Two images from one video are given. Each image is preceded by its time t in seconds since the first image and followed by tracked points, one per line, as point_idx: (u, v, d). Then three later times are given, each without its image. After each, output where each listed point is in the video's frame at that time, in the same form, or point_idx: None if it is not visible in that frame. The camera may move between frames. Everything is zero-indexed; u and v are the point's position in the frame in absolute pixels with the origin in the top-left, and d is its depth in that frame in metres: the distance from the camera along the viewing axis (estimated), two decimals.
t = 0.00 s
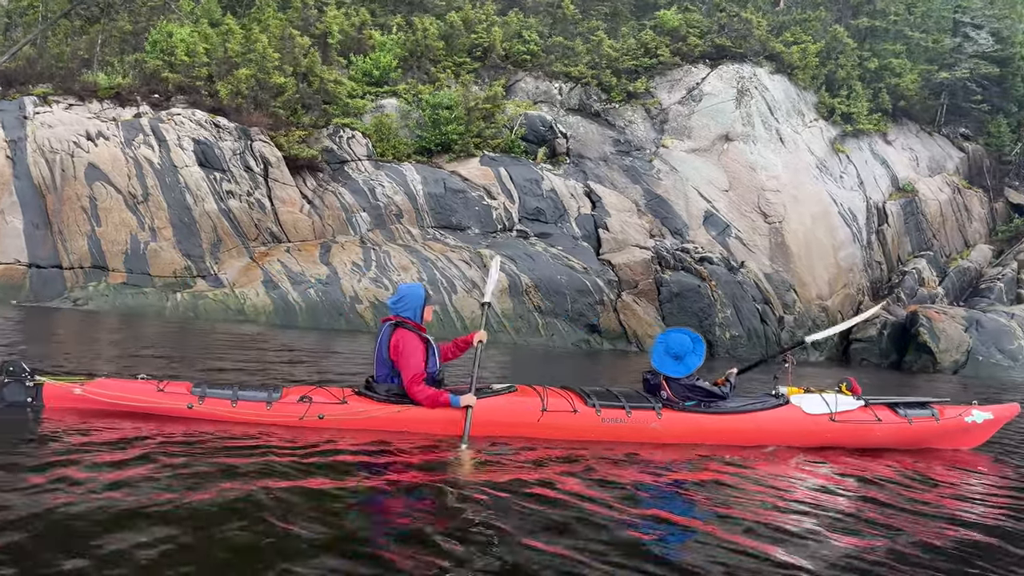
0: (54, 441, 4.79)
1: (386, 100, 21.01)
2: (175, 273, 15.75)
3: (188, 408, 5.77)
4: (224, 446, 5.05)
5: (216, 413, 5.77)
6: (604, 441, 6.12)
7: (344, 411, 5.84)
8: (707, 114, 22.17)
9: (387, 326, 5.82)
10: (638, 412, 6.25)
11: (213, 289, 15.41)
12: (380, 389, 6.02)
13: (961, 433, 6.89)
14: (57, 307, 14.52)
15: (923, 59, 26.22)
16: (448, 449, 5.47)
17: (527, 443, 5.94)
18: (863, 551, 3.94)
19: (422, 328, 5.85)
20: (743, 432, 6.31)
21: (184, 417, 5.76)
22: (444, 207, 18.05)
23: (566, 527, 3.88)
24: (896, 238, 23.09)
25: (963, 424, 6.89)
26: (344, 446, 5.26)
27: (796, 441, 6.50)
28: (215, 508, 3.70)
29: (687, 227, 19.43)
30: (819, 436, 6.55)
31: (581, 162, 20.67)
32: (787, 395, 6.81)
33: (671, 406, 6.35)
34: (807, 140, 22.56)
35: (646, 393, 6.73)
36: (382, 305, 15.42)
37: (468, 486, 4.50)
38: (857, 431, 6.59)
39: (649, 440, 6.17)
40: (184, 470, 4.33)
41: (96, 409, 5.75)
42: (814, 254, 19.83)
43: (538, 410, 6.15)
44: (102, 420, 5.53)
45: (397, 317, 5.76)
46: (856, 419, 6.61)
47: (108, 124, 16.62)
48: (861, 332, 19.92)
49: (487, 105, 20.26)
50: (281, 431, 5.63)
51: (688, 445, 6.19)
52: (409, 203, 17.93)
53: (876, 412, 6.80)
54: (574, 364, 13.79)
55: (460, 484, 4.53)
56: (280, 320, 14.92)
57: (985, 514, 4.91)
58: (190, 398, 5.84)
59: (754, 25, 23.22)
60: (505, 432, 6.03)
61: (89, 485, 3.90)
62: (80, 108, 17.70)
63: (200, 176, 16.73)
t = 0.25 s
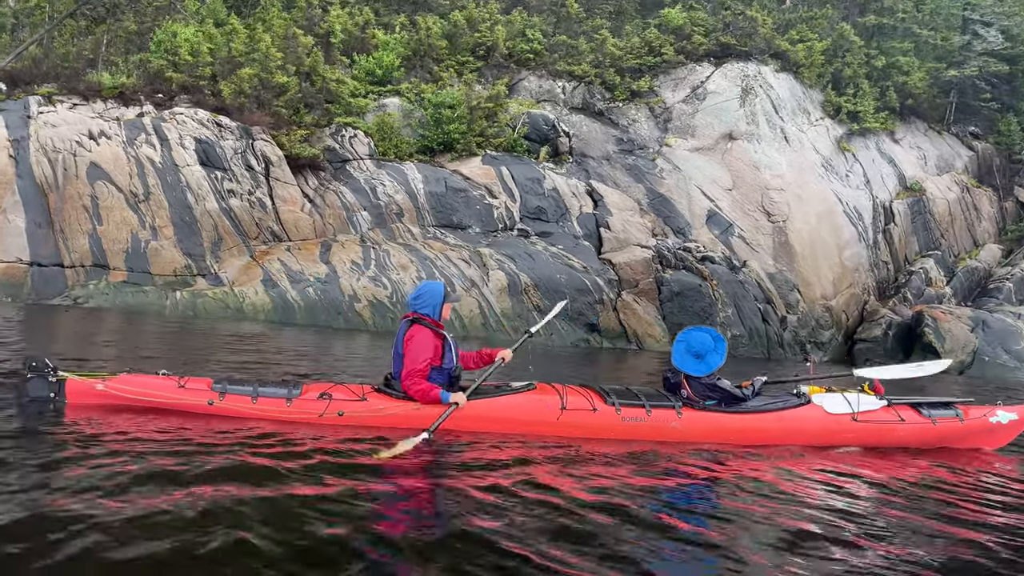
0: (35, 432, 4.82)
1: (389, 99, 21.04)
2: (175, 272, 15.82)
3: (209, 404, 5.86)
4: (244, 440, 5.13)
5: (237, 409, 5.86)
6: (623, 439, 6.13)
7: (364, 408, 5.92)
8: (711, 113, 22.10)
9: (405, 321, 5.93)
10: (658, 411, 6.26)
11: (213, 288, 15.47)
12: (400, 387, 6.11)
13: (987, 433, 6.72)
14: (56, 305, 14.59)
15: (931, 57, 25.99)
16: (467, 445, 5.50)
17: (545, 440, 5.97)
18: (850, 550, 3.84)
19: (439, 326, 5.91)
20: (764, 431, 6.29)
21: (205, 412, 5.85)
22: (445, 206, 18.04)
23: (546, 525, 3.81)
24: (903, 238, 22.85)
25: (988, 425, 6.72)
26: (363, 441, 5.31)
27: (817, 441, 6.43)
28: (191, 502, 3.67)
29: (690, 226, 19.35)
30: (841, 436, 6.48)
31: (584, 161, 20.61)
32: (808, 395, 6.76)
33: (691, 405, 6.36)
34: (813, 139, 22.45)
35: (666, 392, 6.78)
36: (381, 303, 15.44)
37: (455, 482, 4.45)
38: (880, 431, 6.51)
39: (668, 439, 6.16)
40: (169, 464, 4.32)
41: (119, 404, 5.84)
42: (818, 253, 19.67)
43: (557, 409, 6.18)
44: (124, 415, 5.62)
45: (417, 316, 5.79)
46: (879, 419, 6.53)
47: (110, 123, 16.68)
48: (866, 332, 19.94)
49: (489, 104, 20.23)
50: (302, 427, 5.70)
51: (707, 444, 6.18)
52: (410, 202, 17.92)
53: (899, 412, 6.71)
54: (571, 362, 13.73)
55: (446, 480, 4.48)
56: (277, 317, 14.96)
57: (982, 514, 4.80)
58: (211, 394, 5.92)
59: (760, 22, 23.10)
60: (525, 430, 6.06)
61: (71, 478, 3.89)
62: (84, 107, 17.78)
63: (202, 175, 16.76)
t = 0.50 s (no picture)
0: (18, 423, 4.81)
1: (393, 97, 21.03)
2: (178, 269, 15.90)
3: (229, 398, 5.87)
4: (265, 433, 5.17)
5: (257, 403, 5.88)
6: (642, 436, 6.11)
7: (383, 402, 5.96)
8: (717, 110, 22.01)
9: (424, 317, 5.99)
10: (677, 407, 6.23)
11: (214, 286, 15.51)
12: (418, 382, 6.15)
13: (1011, 433, 6.67)
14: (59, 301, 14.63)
15: (942, 54, 25.73)
16: (487, 442, 5.50)
17: (564, 436, 5.95)
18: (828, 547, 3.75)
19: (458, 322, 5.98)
20: (784, 428, 6.24)
21: (224, 406, 5.86)
22: (447, 204, 18.02)
23: (520, 518, 3.76)
24: (912, 236, 22.58)
25: (1012, 425, 6.69)
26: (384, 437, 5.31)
27: (840, 438, 6.35)
28: (162, 492, 3.64)
29: (694, 224, 19.26)
30: (863, 433, 6.40)
31: (589, 159, 20.53)
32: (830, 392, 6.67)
33: (711, 402, 6.33)
34: (820, 137, 22.31)
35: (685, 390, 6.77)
36: (382, 301, 15.45)
37: (439, 476, 4.40)
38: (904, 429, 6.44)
39: (688, 436, 6.13)
40: (149, 454, 4.30)
41: (138, 398, 5.81)
42: (824, 252, 19.53)
43: (576, 405, 6.16)
44: (147, 409, 5.60)
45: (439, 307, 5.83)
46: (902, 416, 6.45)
47: (114, 121, 16.73)
48: (873, 332, 19.63)
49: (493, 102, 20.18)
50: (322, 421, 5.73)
51: (727, 440, 6.14)
52: (412, 200, 17.91)
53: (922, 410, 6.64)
54: (571, 359, 13.66)
55: (429, 473, 4.43)
56: (278, 314, 14.97)
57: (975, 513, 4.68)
58: (230, 388, 5.95)
59: (766, 20, 22.99)
60: (542, 426, 6.05)
61: (49, 465, 3.88)
62: (89, 106, 17.83)
63: (204, 174, 16.80)
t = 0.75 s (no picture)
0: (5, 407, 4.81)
1: (399, 94, 21.05)
2: (182, 265, 15.97)
3: (254, 391, 5.79)
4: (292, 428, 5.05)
5: (282, 396, 5.78)
6: (666, 431, 6.05)
7: (408, 396, 5.81)
8: (725, 106, 21.91)
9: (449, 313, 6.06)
10: (703, 402, 6.18)
11: (219, 282, 15.58)
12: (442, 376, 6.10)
13: None
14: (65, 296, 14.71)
15: (955, 49, 25.44)
16: (513, 436, 5.43)
17: (588, 431, 5.89)
18: (811, 539, 3.64)
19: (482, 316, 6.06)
20: (810, 425, 6.17)
21: (250, 400, 5.78)
22: (452, 201, 18.01)
23: (498, 505, 3.68)
24: (925, 233, 22.20)
25: None
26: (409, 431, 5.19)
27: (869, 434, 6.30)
28: (133, 474, 3.61)
29: (701, 221, 19.15)
30: (891, 430, 6.36)
31: (595, 156, 20.48)
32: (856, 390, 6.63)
33: (736, 398, 6.26)
34: (830, 133, 22.14)
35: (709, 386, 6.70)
36: (384, 298, 15.47)
37: (422, 465, 4.33)
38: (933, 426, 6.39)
39: (713, 431, 6.07)
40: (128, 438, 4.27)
41: (166, 392, 5.72)
42: (833, 249, 19.35)
43: (601, 399, 6.10)
44: (175, 403, 5.52)
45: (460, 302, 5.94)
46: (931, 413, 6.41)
47: (121, 119, 16.84)
48: (882, 330, 19.43)
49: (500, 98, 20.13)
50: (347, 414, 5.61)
51: (752, 436, 6.08)
52: (417, 196, 17.92)
53: (950, 408, 6.60)
54: (572, 355, 13.58)
55: (413, 463, 4.36)
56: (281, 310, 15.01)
57: (971, 508, 4.54)
58: (255, 381, 5.86)
59: (776, 15, 22.81)
60: (567, 420, 5.97)
61: (25, 448, 3.87)
62: (98, 103, 17.89)
63: (210, 170, 16.88)
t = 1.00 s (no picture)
0: None
1: (406, 91, 21.06)
2: (188, 262, 16.06)
3: (277, 388, 5.76)
4: (307, 422, 5.05)
5: (305, 394, 5.76)
6: (686, 431, 5.96)
7: (428, 394, 5.79)
8: (733, 103, 21.81)
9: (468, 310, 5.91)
10: (724, 402, 6.07)
11: (223, 278, 15.64)
12: (461, 373, 6.00)
13: None
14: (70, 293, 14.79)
15: (969, 44, 25.14)
16: (532, 434, 5.36)
17: (607, 429, 5.81)
18: (794, 536, 3.53)
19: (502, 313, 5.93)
20: (832, 425, 6.05)
21: (273, 397, 5.76)
22: (457, 198, 17.98)
23: (471, 501, 3.60)
24: (936, 230, 21.95)
25: None
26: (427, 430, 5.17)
27: (892, 434, 6.17)
28: (103, 468, 3.57)
29: (708, 218, 19.03)
30: (916, 431, 6.21)
31: (602, 153, 20.43)
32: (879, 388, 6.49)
33: (757, 397, 6.14)
34: (839, 129, 21.97)
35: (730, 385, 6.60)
36: (387, 294, 15.48)
37: (403, 460, 4.26)
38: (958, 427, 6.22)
39: (735, 431, 5.97)
40: (105, 433, 4.24)
41: (191, 388, 5.73)
42: (842, 246, 19.18)
43: (621, 398, 6.01)
44: (198, 400, 5.52)
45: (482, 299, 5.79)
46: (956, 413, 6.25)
47: (128, 116, 16.93)
48: (892, 326, 18.86)
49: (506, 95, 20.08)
50: (367, 412, 5.58)
51: (774, 436, 5.96)
52: (422, 193, 17.90)
53: (977, 408, 6.42)
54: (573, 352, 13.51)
55: (393, 458, 4.28)
56: (285, 306, 15.01)
57: (966, 506, 4.40)
58: (278, 378, 5.83)
59: (785, 10, 22.62)
60: (585, 419, 5.90)
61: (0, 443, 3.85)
62: (106, 102, 17.96)
63: (216, 168, 16.95)
